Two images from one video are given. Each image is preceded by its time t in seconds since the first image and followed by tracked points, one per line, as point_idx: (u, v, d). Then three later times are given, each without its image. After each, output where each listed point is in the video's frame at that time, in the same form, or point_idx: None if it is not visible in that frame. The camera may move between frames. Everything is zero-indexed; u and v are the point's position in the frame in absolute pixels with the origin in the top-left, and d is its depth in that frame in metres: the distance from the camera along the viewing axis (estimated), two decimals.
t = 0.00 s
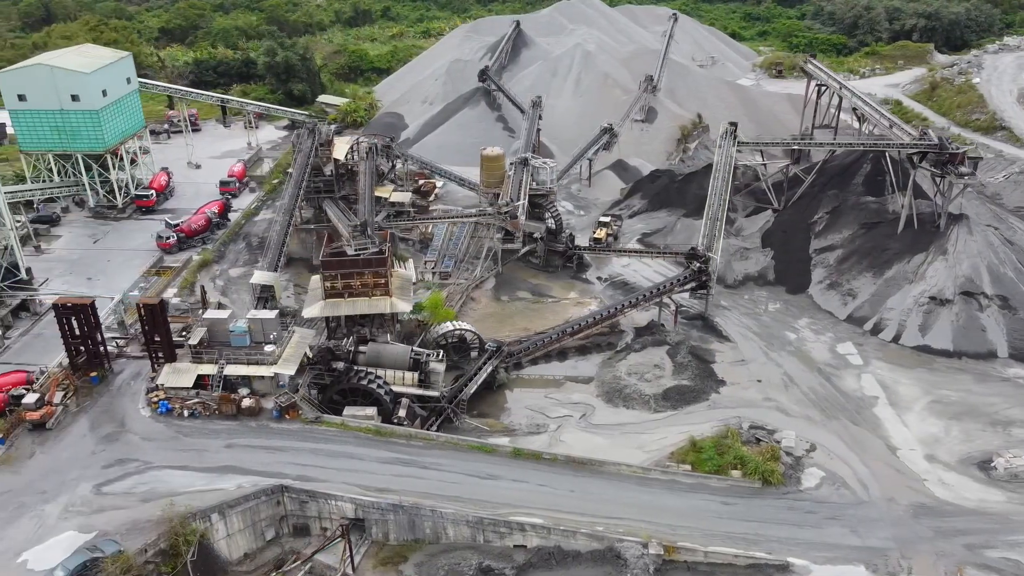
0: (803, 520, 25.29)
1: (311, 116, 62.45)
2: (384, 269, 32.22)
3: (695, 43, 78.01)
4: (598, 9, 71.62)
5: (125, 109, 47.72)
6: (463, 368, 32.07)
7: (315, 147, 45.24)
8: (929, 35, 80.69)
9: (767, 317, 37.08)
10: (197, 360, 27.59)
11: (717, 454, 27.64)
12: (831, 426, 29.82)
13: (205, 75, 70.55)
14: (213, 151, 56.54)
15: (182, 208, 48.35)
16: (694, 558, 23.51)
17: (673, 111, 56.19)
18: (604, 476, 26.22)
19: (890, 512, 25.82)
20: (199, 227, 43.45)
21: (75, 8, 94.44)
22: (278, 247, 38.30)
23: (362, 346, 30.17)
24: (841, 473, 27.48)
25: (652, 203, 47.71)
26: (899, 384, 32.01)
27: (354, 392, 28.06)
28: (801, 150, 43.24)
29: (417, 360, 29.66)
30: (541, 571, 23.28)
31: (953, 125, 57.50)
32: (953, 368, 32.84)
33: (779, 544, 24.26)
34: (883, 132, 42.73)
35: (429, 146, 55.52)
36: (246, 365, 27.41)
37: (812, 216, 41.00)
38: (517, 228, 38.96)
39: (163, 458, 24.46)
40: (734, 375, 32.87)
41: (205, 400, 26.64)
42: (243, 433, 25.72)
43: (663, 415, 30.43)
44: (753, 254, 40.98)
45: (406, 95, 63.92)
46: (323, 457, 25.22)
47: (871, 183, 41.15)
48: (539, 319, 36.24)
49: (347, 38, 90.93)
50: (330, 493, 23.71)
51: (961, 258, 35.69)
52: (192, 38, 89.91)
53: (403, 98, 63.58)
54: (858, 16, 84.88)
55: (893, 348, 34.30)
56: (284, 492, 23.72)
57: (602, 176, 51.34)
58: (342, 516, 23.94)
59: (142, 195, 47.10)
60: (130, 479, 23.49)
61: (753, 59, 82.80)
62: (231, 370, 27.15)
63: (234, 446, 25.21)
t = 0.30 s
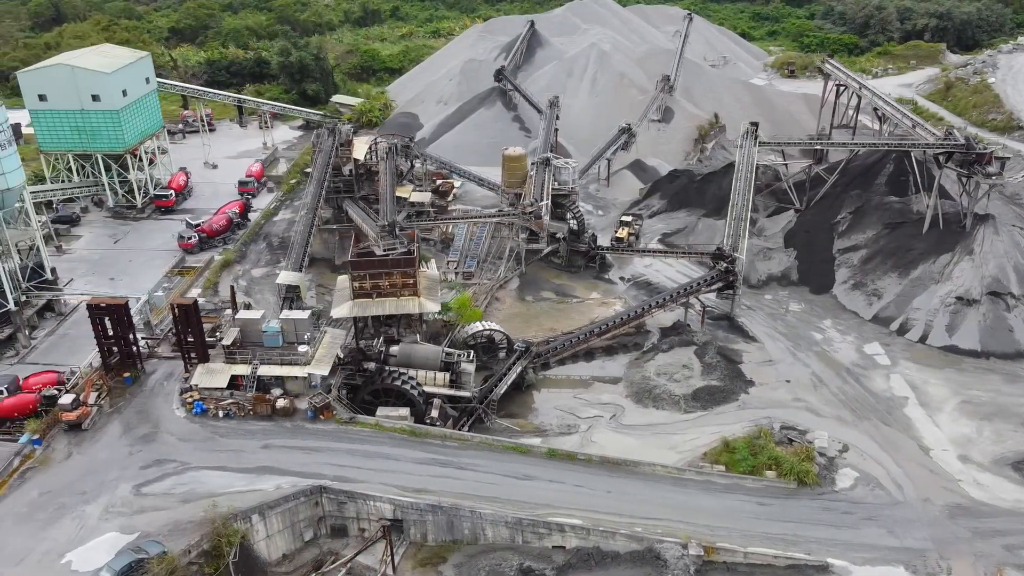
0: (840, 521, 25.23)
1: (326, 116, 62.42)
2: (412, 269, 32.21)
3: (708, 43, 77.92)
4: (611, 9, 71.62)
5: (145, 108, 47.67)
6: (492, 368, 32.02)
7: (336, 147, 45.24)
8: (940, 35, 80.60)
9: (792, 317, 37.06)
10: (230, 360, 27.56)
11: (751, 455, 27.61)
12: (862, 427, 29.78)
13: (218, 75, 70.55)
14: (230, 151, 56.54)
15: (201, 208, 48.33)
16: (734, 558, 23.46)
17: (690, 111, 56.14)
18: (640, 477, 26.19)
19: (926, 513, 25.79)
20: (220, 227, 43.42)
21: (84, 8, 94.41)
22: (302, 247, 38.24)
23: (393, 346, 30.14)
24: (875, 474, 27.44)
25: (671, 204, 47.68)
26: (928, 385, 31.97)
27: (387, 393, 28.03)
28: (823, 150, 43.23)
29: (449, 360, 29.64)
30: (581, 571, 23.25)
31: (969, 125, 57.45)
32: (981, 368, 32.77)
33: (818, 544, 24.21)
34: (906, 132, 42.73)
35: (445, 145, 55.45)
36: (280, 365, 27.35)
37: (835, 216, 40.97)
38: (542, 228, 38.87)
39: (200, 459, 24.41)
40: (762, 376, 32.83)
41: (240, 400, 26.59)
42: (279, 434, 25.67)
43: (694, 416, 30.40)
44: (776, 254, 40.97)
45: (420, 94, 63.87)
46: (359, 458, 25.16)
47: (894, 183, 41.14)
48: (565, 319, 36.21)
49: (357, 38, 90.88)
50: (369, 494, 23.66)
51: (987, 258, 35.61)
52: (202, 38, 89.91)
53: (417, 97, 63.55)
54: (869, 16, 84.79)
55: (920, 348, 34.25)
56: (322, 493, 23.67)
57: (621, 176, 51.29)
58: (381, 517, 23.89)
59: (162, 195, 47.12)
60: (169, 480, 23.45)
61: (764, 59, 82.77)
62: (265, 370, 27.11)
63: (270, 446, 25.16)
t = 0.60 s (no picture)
0: (878, 522, 25.17)
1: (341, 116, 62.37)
2: (441, 269, 32.20)
3: (720, 42, 77.81)
4: (624, 9, 71.61)
5: (163, 108, 47.60)
6: (521, 368, 31.98)
7: (356, 148, 45.24)
8: (952, 35, 80.54)
9: (817, 317, 37.04)
10: (263, 361, 27.52)
11: (785, 455, 27.58)
12: (894, 427, 29.74)
13: (232, 75, 70.52)
14: (246, 151, 56.52)
15: (220, 208, 48.32)
16: (774, 559, 23.40)
17: (707, 111, 56.14)
18: (676, 477, 26.15)
19: (962, 513, 25.74)
20: (242, 227, 43.39)
21: (94, 8, 94.43)
22: (326, 247, 38.19)
23: (424, 346, 30.13)
24: (910, 474, 27.38)
25: (691, 204, 47.68)
26: (958, 385, 31.92)
27: (420, 393, 28.00)
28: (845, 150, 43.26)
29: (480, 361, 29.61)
30: (621, 572, 23.23)
31: (986, 124, 57.38)
32: (1010, 368, 32.70)
33: (857, 545, 24.16)
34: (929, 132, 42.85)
35: (462, 145, 55.40)
36: (314, 365, 27.31)
37: (858, 216, 40.94)
38: (566, 229, 38.78)
39: (238, 459, 24.36)
40: (791, 376, 32.79)
41: (274, 401, 26.55)
42: (315, 434, 25.64)
43: (725, 417, 30.37)
44: (799, 254, 40.96)
45: (435, 94, 63.83)
46: (396, 458, 25.11)
47: (918, 183, 41.16)
48: (591, 319, 36.17)
49: (368, 38, 90.81)
50: (408, 495, 23.61)
51: (1014, 258, 35.45)
52: (212, 38, 89.85)
53: (432, 97, 63.50)
54: (880, 15, 84.72)
55: (948, 349, 34.19)
56: (362, 494, 23.63)
57: (639, 176, 51.27)
58: (420, 518, 23.84)
59: (181, 195, 47.12)
60: (209, 480, 23.40)
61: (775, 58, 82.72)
62: (299, 371, 27.07)
63: (307, 447, 25.11)
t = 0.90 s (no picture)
0: (916, 522, 25.12)
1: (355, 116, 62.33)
2: (470, 270, 32.25)
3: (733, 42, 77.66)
4: (637, 9, 71.60)
5: (183, 109, 47.52)
6: (551, 369, 31.93)
7: (377, 147, 45.22)
8: (964, 34, 80.53)
9: (843, 317, 37.01)
10: (297, 361, 27.49)
11: (820, 456, 27.53)
12: (926, 428, 29.69)
13: (245, 75, 70.52)
14: (262, 151, 56.50)
15: (239, 208, 48.30)
16: (814, 560, 23.38)
17: (724, 111, 56.11)
18: (712, 478, 26.11)
19: (999, 514, 25.68)
20: (263, 227, 43.37)
21: (103, 8, 94.57)
22: (351, 247, 38.12)
23: (456, 347, 30.11)
24: (944, 475, 27.33)
25: (711, 204, 47.65)
26: (988, 385, 31.86)
27: (454, 394, 27.97)
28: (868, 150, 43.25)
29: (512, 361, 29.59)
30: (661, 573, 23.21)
31: (1003, 124, 57.31)
32: None
33: (896, 546, 24.11)
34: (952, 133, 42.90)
35: (479, 145, 55.34)
36: (348, 366, 27.28)
37: (882, 216, 40.90)
38: (591, 229, 38.68)
39: (277, 460, 24.32)
40: (820, 376, 32.73)
41: (309, 401, 26.49)
42: (352, 435, 25.58)
43: (756, 417, 30.33)
44: (823, 254, 40.94)
45: (449, 94, 63.78)
46: (434, 459, 25.05)
47: (942, 183, 41.12)
48: (618, 319, 36.13)
49: (378, 38, 90.79)
50: (448, 496, 23.55)
51: None
52: (223, 38, 89.87)
53: (446, 97, 63.47)
54: (892, 15, 84.64)
55: (976, 349, 34.10)
56: (401, 495, 23.57)
57: (658, 176, 51.21)
58: (459, 519, 23.79)
59: (200, 195, 47.12)
60: (249, 481, 23.35)
61: (786, 58, 82.70)
62: (333, 371, 27.04)
63: (345, 448, 25.06)
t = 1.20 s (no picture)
0: (954, 523, 25.05)
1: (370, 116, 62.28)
2: (499, 270, 32.05)
3: (746, 41, 77.52)
4: (650, 9, 71.57)
5: (202, 109, 47.41)
6: (581, 369, 31.85)
7: (398, 147, 45.18)
8: (976, 34, 80.48)
9: (869, 317, 36.97)
10: (332, 362, 27.41)
11: (855, 456, 27.47)
12: (958, 428, 29.64)
13: (258, 74, 70.47)
14: (279, 151, 56.47)
15: (258, 208, 48.28)
16: (855, 561, 23.33)
17: (741, 111, 56.07)
18: (748, 478, 26.06)
19: None
20: (285, 227, 43.33)
21: (114, 8, 94.64)
22: (375, 246, 38.04)
23: (488, 347, 30.06)
24: (980, 475, 27.27)
25: (731, 204, 47.62)
26: (1018, 386, 31.79)
27: (487, 395, 27.92)
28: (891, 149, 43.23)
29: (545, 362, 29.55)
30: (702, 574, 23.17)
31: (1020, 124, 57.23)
32: None
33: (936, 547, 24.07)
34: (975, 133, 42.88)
35: (496, 145, 55.27)
36: (383, 366, 27.19)
37: (905, 216, 40.88)
38: (616, 229, 38.59)
39: (316, 461, 24.26)
40: (849, 377, 32.69)
41: (345, 402, 26.44)
42: (389, 436, 25.52)
43: (787, 418, 30.28)
44: (846, 254, 40.91)
45: (464, 94, 63.72)
46: (472, 460, 25.01)
47: (966, 183, 41.10)
48: (644, 319, 36.10)
49: (388, 38, 90.71)
50: (489, 496, 23.51)
51: None
52: (233, 37, 89.86)
53: (461, 97, 63.42)
54: (903, 15, 84.54)
55: (1004, 349, 34.02)
56: (442, 495, 23.54)
57: (676, 176, 51.16)
58: (499, 520, 23.73)
59: (220, 195, 47.09)
60: (290, 481, 23.30)
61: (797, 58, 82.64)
62: (368, 371, 26.97)
63: (382, 448, 25.01)
